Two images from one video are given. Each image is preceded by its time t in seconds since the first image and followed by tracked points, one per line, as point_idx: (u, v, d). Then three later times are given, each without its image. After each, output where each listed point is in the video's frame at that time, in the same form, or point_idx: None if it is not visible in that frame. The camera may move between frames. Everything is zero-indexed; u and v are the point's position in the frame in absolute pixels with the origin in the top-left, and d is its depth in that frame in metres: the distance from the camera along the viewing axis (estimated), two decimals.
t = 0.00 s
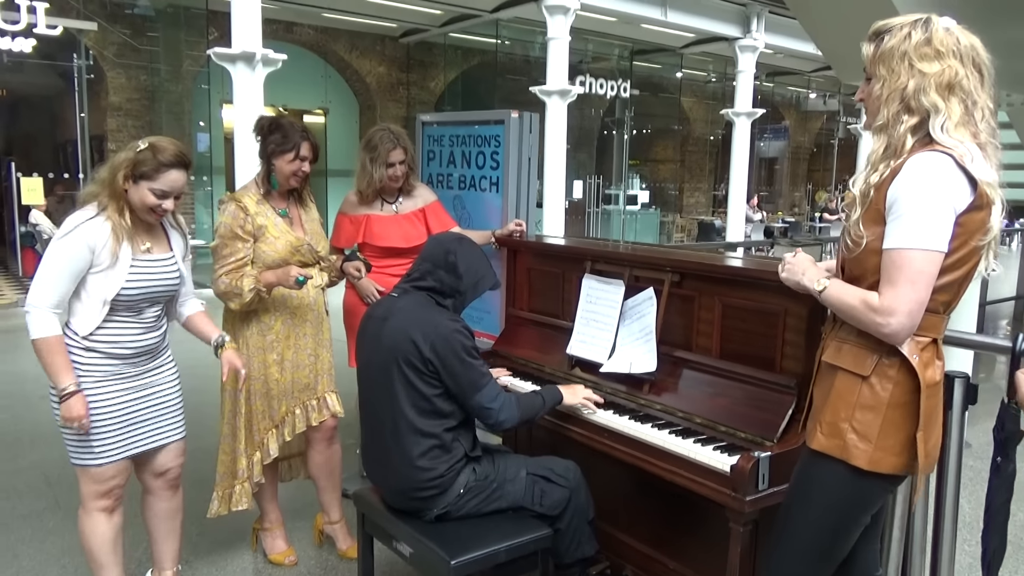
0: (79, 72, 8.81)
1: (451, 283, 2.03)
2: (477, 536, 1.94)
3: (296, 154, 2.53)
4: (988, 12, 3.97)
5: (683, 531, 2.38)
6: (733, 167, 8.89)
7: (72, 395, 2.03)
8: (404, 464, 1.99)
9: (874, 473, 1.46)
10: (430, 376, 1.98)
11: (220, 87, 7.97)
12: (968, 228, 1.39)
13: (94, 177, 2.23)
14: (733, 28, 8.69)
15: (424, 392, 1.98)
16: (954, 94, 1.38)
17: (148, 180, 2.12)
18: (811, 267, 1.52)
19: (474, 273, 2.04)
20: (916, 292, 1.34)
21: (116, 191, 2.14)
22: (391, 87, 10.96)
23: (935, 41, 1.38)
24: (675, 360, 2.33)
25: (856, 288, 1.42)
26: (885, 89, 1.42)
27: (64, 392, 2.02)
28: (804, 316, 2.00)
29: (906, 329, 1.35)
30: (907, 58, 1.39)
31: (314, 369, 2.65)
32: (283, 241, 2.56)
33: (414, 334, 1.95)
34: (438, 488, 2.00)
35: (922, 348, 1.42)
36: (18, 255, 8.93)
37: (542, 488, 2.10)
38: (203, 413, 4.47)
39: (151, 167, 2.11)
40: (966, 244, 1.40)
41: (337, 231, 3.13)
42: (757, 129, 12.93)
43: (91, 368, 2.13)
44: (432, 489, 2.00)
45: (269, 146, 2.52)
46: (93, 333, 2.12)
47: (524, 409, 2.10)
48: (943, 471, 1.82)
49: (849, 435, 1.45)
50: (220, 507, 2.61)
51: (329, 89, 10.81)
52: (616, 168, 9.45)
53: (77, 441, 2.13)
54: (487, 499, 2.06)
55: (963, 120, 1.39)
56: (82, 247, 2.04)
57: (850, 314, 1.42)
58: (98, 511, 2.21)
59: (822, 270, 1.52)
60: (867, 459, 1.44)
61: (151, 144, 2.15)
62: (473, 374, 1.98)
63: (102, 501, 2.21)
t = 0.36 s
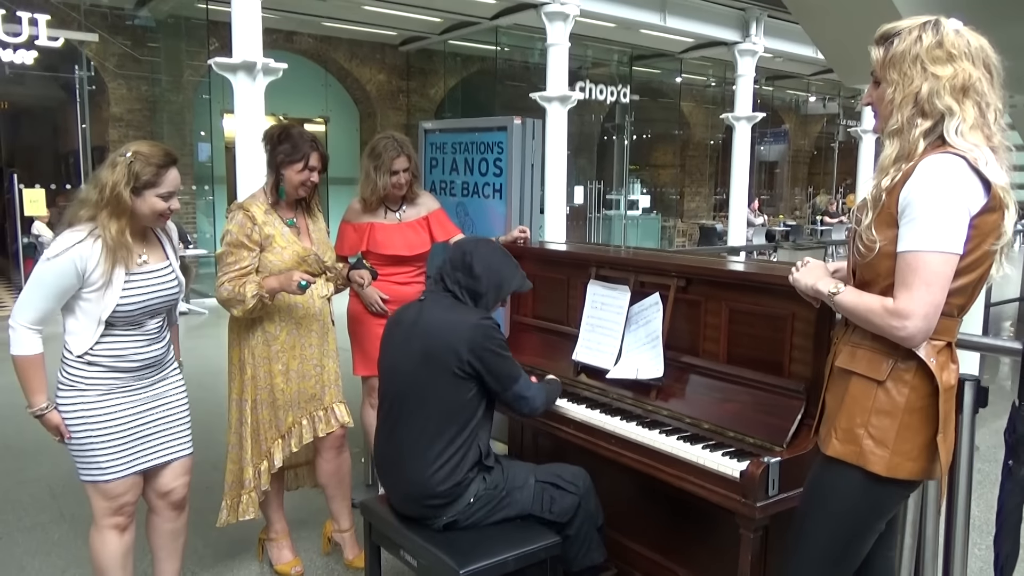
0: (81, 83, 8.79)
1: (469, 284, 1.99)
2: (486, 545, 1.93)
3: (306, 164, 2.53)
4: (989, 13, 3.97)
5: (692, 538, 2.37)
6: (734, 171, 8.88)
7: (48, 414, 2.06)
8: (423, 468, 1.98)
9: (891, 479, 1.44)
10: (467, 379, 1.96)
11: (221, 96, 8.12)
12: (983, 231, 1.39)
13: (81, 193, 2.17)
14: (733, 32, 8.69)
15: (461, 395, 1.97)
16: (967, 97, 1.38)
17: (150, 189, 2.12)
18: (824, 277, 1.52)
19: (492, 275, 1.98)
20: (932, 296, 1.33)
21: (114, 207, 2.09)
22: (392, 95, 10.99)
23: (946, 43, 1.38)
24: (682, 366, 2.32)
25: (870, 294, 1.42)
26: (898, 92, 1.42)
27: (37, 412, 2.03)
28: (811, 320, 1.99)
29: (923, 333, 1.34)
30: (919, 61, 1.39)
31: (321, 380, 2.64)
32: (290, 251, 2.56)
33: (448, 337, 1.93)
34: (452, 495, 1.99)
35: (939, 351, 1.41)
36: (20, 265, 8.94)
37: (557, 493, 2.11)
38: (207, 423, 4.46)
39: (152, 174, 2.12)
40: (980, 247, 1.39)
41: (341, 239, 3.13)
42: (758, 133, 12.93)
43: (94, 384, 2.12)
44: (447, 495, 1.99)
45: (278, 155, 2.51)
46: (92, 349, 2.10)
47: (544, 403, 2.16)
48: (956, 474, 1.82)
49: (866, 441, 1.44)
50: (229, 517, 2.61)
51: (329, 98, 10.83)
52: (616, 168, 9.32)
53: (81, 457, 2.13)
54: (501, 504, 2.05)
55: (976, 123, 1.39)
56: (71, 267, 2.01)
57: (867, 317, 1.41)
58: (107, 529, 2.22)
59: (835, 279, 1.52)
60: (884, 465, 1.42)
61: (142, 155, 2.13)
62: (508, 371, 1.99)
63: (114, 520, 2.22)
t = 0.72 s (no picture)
0: (83, 88, 8.84)
1: (503, 294, 1.95)
2: (488, 550, 1.93)
3: (308, 167, 2.52)
4: (992, 17, 3.96)
5: (696, 545, 2.36)
6: (736, 175, 8.87)
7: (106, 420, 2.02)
8: (429, 475, 1.97)
9: (900, 486, 1.44)
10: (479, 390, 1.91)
11: (223, 100, 8.01)
12: (988, 234, 1.38)
13: (79, 203, 2.15)
14: (735, 37, 8.70)
15: (471, 405, 1.92)
16: (973, 99, 1.38)
17: (154, 185, 2.13)
18: (832, 283, 1.52)
19: (527, 285, 1.94)
20: (939, 300, 1.32)
21: (121, 209, 2.09)
22: (393, 99, 11.01)
23: (950, 46, 1.38)
24: (685, 371, 2.31)
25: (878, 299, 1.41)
26: (903, 96, 1.42)
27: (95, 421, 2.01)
28: (815, 325, 1.99)
29: (928, 337, 1.33)
30: (924, 64, 1.39)
31: (322, 386, 2.64)
32: (293, 256, 2.55)
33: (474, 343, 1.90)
34: (455, 504, 1.98)
35: (946, 356, 1.41)
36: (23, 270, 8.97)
37: (564, 509, 2.08)
38: (208, 429, 4.46)
39: (153, 170, 2.12)
40: (985, 251, 1.39)
41: (344, 244, 3.13)
42: (759, 137, 12.93)
43: (117, 388, 2.13)
44: (451, 504, 1.98)
45: (280, 159, 2.52)
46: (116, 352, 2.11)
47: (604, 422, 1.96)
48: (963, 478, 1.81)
49: (874, 447, 1.43)
50: (230, 523, 2.60)
51: (331, 103, 10.83)
52: (618, 174, 9.40)
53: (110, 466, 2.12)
54: (505, 517, 2.04)
55: (983, 125, 1.39)
56: (93, 275, 2.01)
57: (874, 321, 1.40)
58: (129, 532, 2.19)
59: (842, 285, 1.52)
60: (892, 471, 1.42)
61: (137, 153, 2.12)
62: (532, 382, 1.89)
63: (138, 522, 2.20)
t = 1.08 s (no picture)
0: (82, 92, 8.87)
1: (501, 298, 1.93)
2: (486, 552, 1.92)
3: (297, 167, 2.53)
4: (989, 18, 3.96)
5: (695, 548, 2.35)
6: (734, 178, 8.88)
7: (140, 416, 2.08)
8: (424, 479, 1.97)
9: (902, 490, 1.43)
10: (470, 399, 1.90)
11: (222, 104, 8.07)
12: (992, 236, 1.38)
13: (91, 209, 2.18)
14: (733, 40, 8.72)
15: (463, 413, 1.91)
16: (973, 99, 1.38)
17: (163, 185, 2.16)
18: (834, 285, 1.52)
19: (525, 286, 1.92)
20: (942, 305, 1.32)
21: (133, 211, 2.13)
22: (392, 103, 11.02)
23: (945, 48, 1.38)
24: (683, 373, 2.31)
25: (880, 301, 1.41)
26: (901, 99, 1.42)
27: (132, 416, 2.06)
28: (813, 327, 1.98)
29: (932, 340, 1.33)
30: (921, 68, 1.39)
31: (318, 385, 2.63)
32: (286, 254, 2.56)
33: (465, 354, 1.88)
34: (452, 508, 1.97)
35: (949, 360, 1.40)
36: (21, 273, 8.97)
37: (560, 514, 2.07)
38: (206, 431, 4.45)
39: (161, 171, 2.16)
40: (989, 253, 1.39)
41: (342, 246, 3.13)
42: (757, 140, 12.94)
43: (136, 389, 2.14)
44: (447, 508, 1.97)
45: (269, 160, 2.53)
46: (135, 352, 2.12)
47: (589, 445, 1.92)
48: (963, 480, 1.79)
49: (876, 451, 1.43)
50: (226, 525, 2.59)
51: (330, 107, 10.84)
52: (616, 178, 9.40)
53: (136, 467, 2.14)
54: (502, 521, 2.03)
55: (984, 127, 1.39)
56: (112, 274, 2.03)
57: (876, 324, 1.40)
58: (150, 534, 2.19)
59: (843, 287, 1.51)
60: (895, 475, 1.41)
61: (146, 156, 2.16)
62: (517, 400, 1.87)
63: (160, 524, 2.20)
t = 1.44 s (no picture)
0: (80, 91, 8.89)
1: (492, 295, 1.92)
2: (485, 553, 1.91)
3: (285, 165, 2.53)
4: (988, 18, 3.96)
5: (693, 548, 2.35)
6: (733, 179, 8.87)
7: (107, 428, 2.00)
8: (420, 477, 1.96)
9: (906, 493, 1.43)
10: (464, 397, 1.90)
11: (221, 104, 7.93)
12: (998, 238, 1.38)
13: (100, 209, 2.21)
14: (733, 41, 8.72)
15: (457, 411, 1.91)
16: (975, 96, 1.37)
17: (168, 179, 2.17)
18: (838, 284, 1.51)
19: (515, 283, 1.91)
20: (949, 305, 1.32)
21: (140, 205, 2.15)
22: (391, 102, 11.01)
23: (944, 46, 1.38)
24: (681, 373, 2.30)
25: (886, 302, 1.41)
26: (902, 98, 1.41)
27: (103, 426, 1.99)
28: (811, 327, 1.98)
29: (938, 343, 1.33)
30: (920, 67, 1.39)
31: (317, 380, 2.63)
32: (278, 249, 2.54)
33: (459, 351, 1.88)
34: (448, 507, 1.97)
35: (954, 363, 1.40)
36: (19, 272, 8.95)
37: (557, 510, 2.07)
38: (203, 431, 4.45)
39: (167, 165, 2.17)
40: (995, 254, 1.38)
41: (338, 245, 3.11)
42: (756, 141, 12.93)
43: (148, 384, 2.14)
44: (444, 506, 1.96)
45: (257, 158, 2.53)
46: (148, 347, 2.12)
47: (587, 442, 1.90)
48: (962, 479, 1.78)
49: (881, 453, 1.42)
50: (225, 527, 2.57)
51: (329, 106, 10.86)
52: (616, 178, 9.39)
53: (148, 461, 2.14)
54: (499, 519, 2.02)
55: (985, 125, 1.38)
56: (125, 267, 2.04)
57: (881, 325, 1.39)
58: (159, 529, 2.19)
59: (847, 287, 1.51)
60: (900, 478, 1.41)
61: (152, 152, 2.18)
62: (512, 396, 1.86)
63: (170, 520, 2.20)
